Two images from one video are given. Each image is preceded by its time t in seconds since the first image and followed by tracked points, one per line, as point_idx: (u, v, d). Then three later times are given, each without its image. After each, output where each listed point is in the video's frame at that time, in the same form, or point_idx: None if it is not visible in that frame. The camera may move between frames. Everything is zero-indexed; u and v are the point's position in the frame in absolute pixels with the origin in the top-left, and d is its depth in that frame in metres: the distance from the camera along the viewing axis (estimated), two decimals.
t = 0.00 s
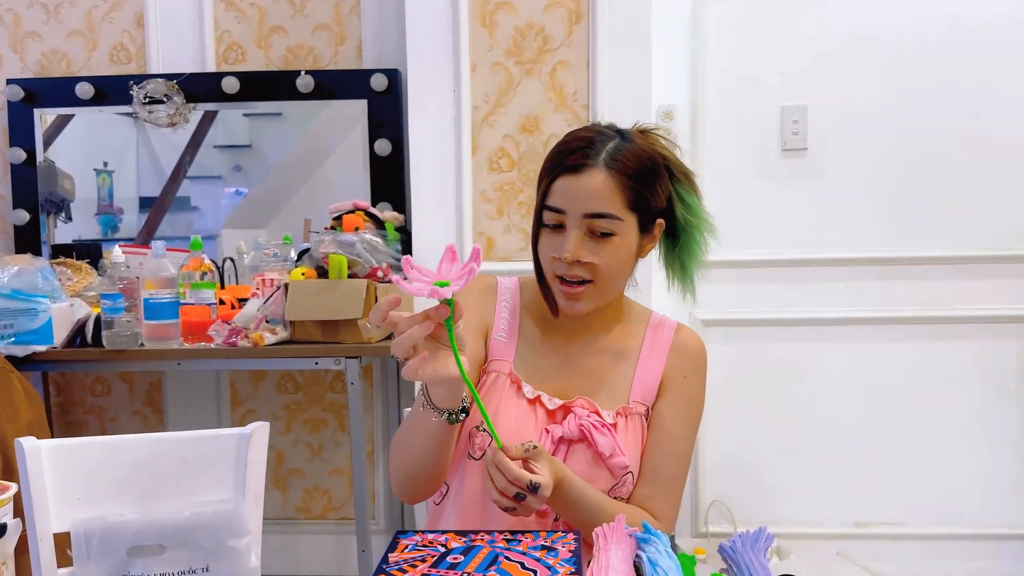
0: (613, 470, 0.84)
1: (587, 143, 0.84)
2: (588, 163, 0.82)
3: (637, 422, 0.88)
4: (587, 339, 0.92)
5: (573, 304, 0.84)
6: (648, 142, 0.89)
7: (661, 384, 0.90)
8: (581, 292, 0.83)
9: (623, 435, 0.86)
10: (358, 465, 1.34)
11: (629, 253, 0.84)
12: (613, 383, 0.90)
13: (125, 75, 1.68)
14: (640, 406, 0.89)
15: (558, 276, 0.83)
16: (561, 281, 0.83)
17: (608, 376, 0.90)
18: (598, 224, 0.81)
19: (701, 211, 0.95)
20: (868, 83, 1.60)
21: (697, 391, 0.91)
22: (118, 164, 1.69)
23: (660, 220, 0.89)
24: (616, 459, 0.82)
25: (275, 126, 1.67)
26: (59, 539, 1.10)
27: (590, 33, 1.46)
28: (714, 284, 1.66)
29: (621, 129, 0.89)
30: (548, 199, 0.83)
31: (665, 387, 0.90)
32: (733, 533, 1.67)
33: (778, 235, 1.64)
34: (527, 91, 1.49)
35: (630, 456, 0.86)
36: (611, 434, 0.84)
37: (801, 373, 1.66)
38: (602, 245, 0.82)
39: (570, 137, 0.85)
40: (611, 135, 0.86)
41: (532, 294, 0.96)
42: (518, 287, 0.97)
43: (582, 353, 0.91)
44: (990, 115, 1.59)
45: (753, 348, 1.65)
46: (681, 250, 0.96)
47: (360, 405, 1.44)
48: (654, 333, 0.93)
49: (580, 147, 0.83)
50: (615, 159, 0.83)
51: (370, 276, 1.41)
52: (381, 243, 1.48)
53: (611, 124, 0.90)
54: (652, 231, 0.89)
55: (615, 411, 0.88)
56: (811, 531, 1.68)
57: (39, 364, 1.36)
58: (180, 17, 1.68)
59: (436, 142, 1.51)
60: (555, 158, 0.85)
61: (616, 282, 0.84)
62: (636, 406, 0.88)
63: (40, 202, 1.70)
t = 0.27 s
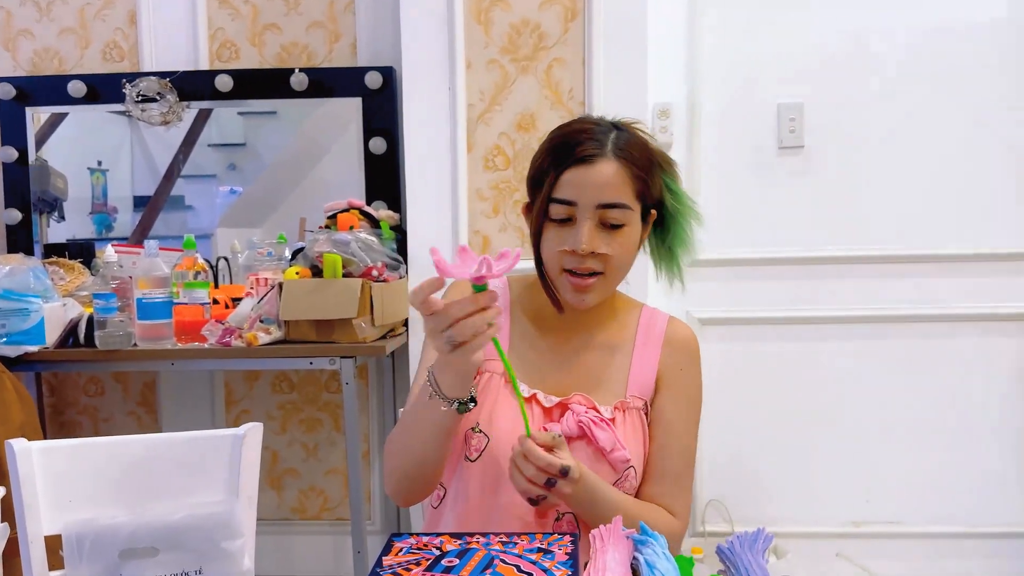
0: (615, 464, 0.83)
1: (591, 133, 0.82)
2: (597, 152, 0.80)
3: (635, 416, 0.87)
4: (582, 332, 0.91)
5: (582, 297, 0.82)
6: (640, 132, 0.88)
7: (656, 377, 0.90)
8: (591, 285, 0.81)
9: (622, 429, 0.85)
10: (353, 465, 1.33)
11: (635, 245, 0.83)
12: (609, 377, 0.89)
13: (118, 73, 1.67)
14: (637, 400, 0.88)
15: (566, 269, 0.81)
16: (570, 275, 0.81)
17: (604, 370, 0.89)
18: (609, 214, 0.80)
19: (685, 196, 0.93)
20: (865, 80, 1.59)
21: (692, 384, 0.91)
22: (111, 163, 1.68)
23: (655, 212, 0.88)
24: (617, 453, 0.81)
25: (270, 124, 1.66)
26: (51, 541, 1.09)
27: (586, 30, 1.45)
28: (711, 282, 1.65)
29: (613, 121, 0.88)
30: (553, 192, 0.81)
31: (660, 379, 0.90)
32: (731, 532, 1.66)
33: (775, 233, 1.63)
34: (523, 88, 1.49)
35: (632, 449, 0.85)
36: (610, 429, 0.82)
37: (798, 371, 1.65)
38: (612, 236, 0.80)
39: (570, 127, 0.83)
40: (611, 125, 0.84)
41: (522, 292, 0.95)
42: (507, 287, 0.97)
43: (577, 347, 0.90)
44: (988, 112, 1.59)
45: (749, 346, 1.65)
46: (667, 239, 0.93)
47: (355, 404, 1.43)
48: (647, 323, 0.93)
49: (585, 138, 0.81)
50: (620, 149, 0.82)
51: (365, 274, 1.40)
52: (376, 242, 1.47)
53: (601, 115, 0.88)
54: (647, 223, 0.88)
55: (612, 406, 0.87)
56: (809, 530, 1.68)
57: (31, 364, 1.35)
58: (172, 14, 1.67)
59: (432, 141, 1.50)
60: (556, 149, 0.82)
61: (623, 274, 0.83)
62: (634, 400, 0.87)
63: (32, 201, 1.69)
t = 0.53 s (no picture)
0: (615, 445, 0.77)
1: (557, 132, 0.77)
2: (566, 151, 0.76)
3: (624, 396, 0.84)
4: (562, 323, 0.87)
5: (561, 297, 0.79)
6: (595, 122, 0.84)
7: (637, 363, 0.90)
8: (570, 284, 0.78)
9: (616, 409, 0.82)
10: (346, 468, 1.32)
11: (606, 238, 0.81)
12: (592, 364, 0.86)
13: (108, 72, 1.65)
14: (623, 381, 0.86)
15: (543, 271, 0.78)
16: (548, 277, 0.78)
17: (587, 361, 0.86)
18: (585, 212, 0.76)
19: (631, 186, 0.87)
20: (859, 80, 1.59)
21: (673, 371, 0.92)
22: (102, 163, 1.66)
23: (615, 203, 0.86)
24: (617, 432, 0.76)
25: (261, 123, 1.65)
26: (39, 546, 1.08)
27: (580, 31, 1.45)
28: (706, 283, 1.64)
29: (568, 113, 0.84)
30: (525, 196, 0.76)
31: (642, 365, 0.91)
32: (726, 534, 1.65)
33: (769, 234, 1.63)
34: (516, 88, 1.48)
35: (628, 428, 0.82)
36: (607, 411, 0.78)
37: (793, 372, 1.65)
38: (588, 233, 0.78)
39: (532, 126, 0.78)
40: (572, 120, 0.80)
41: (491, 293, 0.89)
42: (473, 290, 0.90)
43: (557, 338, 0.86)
44: (982, 112, 1.58)
45: (744, 347, 1.64)
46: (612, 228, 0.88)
47: (348, 407, 1.42)
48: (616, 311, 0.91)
49: (553, 137, 0.77)
50: (587, 146, 0.78)
51: (357, 276, 1.38)
52: (368, 243, 1.46)
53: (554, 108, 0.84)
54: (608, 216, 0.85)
55: (600, 390, 0.84)
56: (803, 532, 1.67)
57: (20, 367, 1.33)
58: (163, 13, 1.66)
59: (425, 141, 1.49)
60: (522, 150, 0.77)
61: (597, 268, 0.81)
62: (619, 382, 0.85)
63: (21, 202, 1.68)
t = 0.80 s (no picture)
0: (602, 443, 0.77)
1: (538, 130, 0.78)
2: (546, 148, 0.77)
3: (612, 397, 0.84)
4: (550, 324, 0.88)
5: (541, 294, 0.79)
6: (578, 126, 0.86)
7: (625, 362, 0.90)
8: (549, 281, 0.78)
9: (605, 410, 0.82)
10: (342, 470, 1.32)
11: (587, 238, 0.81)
12: (580, 364, 0.86)
13: (104, 74, 1.65)
14: (611, 380, 0.85)
15: (523, 267, 0.78)
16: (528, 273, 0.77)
17: (575, 360, 0.87)
18: (564, 209, 0.77)
19: (617, 190, 0.89)
20: (855, 82, 1.59)
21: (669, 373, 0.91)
22: (98, 165, 1.66)
23: (596, 205, 0.86)
24: (604, 431, 0.77)
25: (258, 125, 1.65)
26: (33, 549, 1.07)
27: (576, 33, 1.45)
28: (702, 285, 1.65)
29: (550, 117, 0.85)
30: (505, 192, 0.77)
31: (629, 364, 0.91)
32: (723, 536, 1.65)
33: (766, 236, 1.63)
34: (512, 90, 1.48)
35: (618, 429, 0.81)
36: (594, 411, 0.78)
37: (789, 374, 1.65)
38: (567, 230, 0.77)
39: (514, 126, 0.79)
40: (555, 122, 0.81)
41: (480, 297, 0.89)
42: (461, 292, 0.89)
43: (546, 338, 0.87)
44: (977, 114, 1.59)
45: (740, 349, 1.64)
46: (598, 232, 0.90)
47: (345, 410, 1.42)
48: (603, 311, 0.92)
49: (533, 135, 0.77)
50: (567, 145, 0.79)
51: (353, 278, 1.38)
52: (365, 245, 1.46)
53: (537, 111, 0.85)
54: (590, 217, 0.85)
55: (588, 388, 0.83)
56: (800, 533, 1.67)
57: (16, 370, 1.33)
58: (159, 15, 1.66)
59: (421, 143, 1.49)
60: (503, 147, 0.78)
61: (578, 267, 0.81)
62: (607, 381, 0.85)
63: (17, 203, 1.67)
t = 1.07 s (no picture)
0: (597, 451, 0.79)
1: (538, 133, 0.80)
2: (544, 149, 0.79)
3: (609, 404, 0.85)
4: (548, 331, 0.88)
5: (540, 295, 0.78)
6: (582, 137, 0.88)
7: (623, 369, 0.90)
8: (548, 280, 0.78)
9: (600, 417, 0.83)
10: (342, 474, 1.32)
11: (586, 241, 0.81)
12: (577, 372, 0.86)
13: (105, 79, 1.66)
14: (609, 388, 0.86)
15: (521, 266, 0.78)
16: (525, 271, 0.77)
17: (572, 368, 0.87)
18: (562, 208, 0.78)
19: (619, 200, 0.90)
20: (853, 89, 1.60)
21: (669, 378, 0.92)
22: (99, 170, 1.67)
23: (597, 214, 0.87)
24: (598, 438, 0.78)
25: (258, 130, 1.66)
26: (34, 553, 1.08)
27: (576, 40, 1.46)
28: (701, 290, 1.65)
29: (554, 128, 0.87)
30: (505, 191, 0.78)
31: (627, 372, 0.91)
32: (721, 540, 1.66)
33: (764, 241, 1.64)
34: (512, 97, 1.49)
35: (613, 437, 0.83)
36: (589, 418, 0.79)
37: (787, 379, 1.66)
38: (566, 229, 0.78)
39: (516, 130, 0.82)
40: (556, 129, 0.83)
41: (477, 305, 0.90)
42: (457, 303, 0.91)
43: (545, 345, 0.87)
44: (974, 121, 1.60)
45: (738, 353, 1.65)
46: (601, 243, 0.91)
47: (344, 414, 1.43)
48: (603, 319, 0.91)
49: (533, 137, 0.79)
50: (567, 148, 0.80)
51: (354, 282, 1.39)
52: (366, 249, 1.47)
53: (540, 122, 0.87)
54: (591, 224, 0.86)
55: (586, 396, 0.84)
56: (798, 537, 1.68)
57: (17, 373, 1.33)
58: (160, 21, 1.67)
59: (421, 148, 1.50)
60: (503, 149, 0.80)
61: (577, 270, 0.81)
62: (606, 388, 0.86)
63: (18, 208, 1.68)
